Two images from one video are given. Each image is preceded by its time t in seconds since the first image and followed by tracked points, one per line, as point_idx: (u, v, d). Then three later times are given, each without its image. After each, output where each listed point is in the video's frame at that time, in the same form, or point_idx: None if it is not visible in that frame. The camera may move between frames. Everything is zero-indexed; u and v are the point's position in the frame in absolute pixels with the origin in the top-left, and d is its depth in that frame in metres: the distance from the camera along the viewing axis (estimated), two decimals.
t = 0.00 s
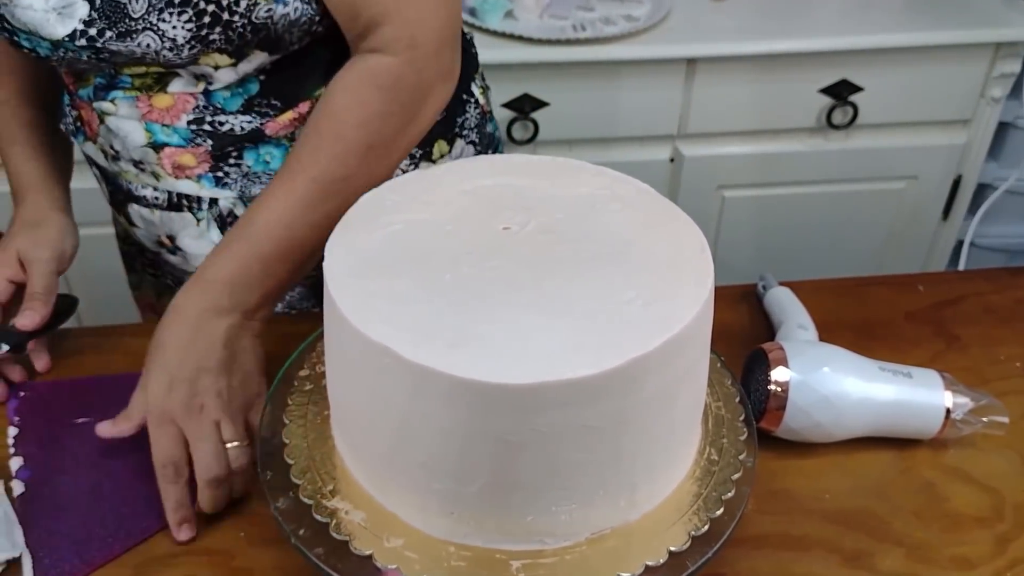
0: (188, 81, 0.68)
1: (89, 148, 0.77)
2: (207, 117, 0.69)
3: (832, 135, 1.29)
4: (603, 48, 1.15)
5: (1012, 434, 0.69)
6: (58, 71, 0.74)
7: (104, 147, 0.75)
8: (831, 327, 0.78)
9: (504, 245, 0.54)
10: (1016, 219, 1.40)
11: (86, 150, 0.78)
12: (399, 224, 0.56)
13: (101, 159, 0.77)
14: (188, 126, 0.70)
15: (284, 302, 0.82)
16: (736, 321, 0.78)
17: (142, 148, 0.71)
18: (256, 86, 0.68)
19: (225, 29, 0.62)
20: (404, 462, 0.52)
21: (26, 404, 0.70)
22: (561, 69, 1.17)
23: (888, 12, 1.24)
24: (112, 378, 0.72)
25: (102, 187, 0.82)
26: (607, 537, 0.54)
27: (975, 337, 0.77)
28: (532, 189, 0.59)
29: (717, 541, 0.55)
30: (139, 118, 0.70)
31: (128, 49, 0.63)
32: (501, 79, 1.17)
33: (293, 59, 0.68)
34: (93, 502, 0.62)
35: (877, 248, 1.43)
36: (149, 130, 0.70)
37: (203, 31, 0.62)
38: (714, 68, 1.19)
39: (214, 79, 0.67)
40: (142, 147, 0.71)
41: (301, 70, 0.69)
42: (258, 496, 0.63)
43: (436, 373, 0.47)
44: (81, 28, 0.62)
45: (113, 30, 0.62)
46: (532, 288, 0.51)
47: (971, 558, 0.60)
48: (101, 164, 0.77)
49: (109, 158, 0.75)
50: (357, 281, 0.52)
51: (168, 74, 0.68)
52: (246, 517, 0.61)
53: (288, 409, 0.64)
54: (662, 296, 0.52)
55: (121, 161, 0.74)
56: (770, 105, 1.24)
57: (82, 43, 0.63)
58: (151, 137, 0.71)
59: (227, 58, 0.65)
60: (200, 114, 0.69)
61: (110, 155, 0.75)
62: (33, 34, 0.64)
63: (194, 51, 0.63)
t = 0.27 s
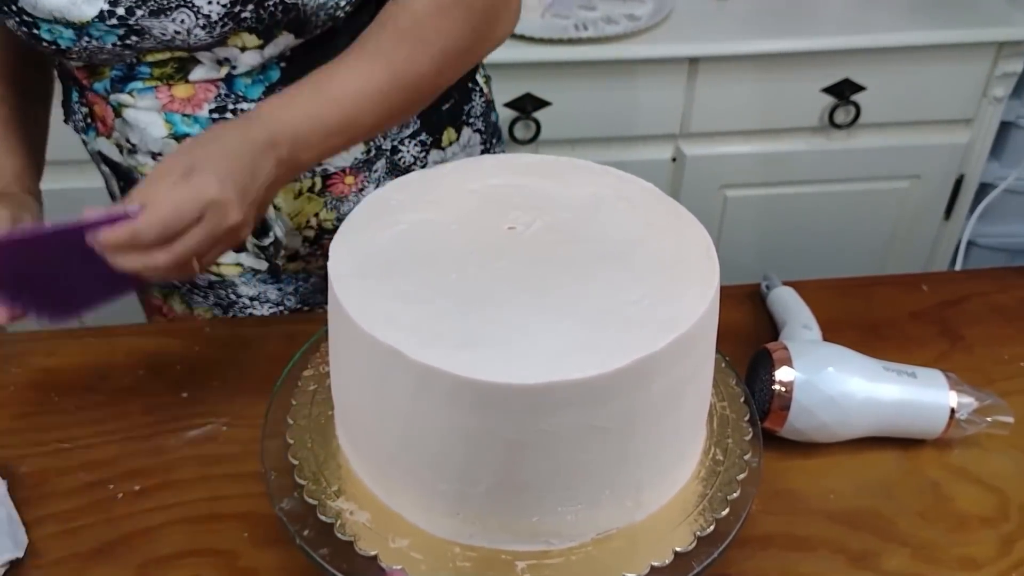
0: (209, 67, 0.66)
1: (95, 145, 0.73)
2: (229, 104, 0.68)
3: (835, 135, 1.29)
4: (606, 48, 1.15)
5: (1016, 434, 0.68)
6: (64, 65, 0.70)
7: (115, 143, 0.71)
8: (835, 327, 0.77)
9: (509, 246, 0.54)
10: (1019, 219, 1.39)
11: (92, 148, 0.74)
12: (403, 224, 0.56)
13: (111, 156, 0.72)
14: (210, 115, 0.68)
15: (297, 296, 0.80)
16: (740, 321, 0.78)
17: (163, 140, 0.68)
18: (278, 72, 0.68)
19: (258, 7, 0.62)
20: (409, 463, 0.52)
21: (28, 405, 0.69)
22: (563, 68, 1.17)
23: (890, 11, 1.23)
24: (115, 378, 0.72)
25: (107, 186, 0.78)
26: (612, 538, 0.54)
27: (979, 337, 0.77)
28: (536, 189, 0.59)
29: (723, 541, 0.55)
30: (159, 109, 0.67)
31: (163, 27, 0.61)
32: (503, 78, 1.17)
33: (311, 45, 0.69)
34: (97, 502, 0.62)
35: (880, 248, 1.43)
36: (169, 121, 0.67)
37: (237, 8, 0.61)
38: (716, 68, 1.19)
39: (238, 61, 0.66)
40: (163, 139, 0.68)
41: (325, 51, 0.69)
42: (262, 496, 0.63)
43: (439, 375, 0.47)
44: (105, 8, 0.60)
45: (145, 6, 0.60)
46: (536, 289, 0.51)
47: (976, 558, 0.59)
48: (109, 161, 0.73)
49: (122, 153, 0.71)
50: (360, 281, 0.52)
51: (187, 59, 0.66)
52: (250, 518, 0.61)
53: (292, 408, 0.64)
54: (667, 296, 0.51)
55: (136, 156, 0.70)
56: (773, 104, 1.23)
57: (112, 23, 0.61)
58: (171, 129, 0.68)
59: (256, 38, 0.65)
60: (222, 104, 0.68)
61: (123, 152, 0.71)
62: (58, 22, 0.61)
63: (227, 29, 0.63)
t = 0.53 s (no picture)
0: (316, 31, 0.67)
1: (165, 132, 0.71)
2: (331, 75, 0.69)
3: (837, 135, 1.29)
4: (609, 48, 1.15)
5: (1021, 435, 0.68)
6: (133, 48, 0.68)
7: (194, 124, 0.70)
8: (839, 328, 0.77)
9: (514, 249, 0.54)
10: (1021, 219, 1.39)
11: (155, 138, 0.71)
12: (408, 226, 0.56)
13: (184, 141, 0.70)
14: (310, 87, 0.68)
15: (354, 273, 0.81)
16: (744, 322, 0.77)
17: (257, 115, 0.69)
18: (374, 44, 0.69)
19: None
20: (414, 466, 0.51)
21: (31, 407, 0.69)
22: (566, 69, 1.17)
23: (893, 11, 1.23)
24: (119, 379, 0.72)
25: (159, 182, 0.74)
26: (618, 541, 0.54)
27: (984, 338, 0.76)
28: (540, 190, 0.59)
29: (729, 544, 0.55)
30: (257, 84, 0.68)
31: None
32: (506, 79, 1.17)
33: (404, 18, 0.70)
34: (101, 505, 0.62)
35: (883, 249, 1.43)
36: (262, 95, 0.68)
37: None
38: (718, 69, 1.19)
39: (347, 21, 0.67)
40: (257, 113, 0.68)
41: (412, 21, 0.71)
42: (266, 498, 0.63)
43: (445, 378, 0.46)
44: None
45: None
46: (542, 292, 0.51)
47: (982, 560, 0.59)
48: (181, 148, 0.71)
49: (201, 134, 0.70)
50: (364, 284, 0.52)
51: (296, 25, 0.66)
52: (254, 520, 0.61)
53: (297, 411, 0.64)
54: (674, 298, 0.51)
55: (220, 134, 0.69)
56: (775, 104, 1.23)
57: None
58: (262, 103, 0.68)
59: None
60: (324, 74, 0.68)
61: (202, 132, 0.70)
62: None
63: None
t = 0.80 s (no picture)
0: (425, 18, 0.67)
1: (254, 113, 0.69)
2: (435, 60, 0.68)
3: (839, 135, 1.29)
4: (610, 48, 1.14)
5: None
6: (227, 26, 0.66)
7: (288, 105, 0.68)
8: (841, 328, 0.77)
9: (514, 251, 0.54)
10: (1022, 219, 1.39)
11: (245, 120, 0.69)
12: (408, 228, 0.55)
13: (276, 124, 0.69)
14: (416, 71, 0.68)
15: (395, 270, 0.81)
16: (745, 323, 0.77)
17: (356, 99, 0.68)
18: (472, 32, 0.70)
19: None
20: (416, 468, 0.51)
21: (31, 408, 0.69)
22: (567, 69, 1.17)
23: (894, 11, 1.23)
24: (119, 380, 0.71)
25: (237, 167, 0.73)
26: (620, 544, 0.53)
27: (986, 339, 0.76)
28: (541, 191, 0.59)
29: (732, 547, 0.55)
30: (368, 67, 0.67)
31: None
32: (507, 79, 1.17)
33: (494, 10, 0.71)
34: (102, 507, 0.62)
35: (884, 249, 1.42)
36: (362, 79, 0.68)
37: None
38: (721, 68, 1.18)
39: (458, 11, 0.68)
40: (359, 97, 0.68)
41: (503, 15, 0.72)
42: (267, 500, 0.62)
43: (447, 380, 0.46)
44: None
45: None
46: (544, 294, 0.51)
47: (985, 562, 0.59)
48: (267, 131, 0.69)
49: (295, 116, 0.69)
50: (364, 285, 0.51)
51: (409, 11, 0.66)
52: (255, 522, 0.61)
53: (297, 413, 0.64)
54: (677, 300, 0.51)
55: (318, 115, 0.68)
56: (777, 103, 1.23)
57: None
58: (364, 87, 0.68)
59: None
60: (430, 58, 0.68)
61: (296, 114, 0.69)
62: None
63: None
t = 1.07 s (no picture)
0: (459, 23, 0.67)
1: (284, 111, 0.69)
2: (467, 64, 0.69)
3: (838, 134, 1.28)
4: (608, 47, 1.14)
5: None
6: (262, 22, 0.66)
7: (319, 104, 0.69)
8: (841, 328, 0.77)
9: (512, 252, 0.53)
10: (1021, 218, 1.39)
11: (275, 117, 0.70)
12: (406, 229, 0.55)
13: (305, 122, 0.69)
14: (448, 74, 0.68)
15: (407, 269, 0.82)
16: (745, 323, 0.77)
17: (387, 100, 0.68)
18: (504, 37, 0.70)
19: None
20: (413, 469, 0.51)
21: (29, 408, 0.69)
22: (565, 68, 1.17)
23: (894, 10, 1.23)
24: (117, 380, 0.71)
25: (264, 164, 0.73)
26: (618, 545, 0.53)
27: (986, 339, 0.76)
28: (539, 191, 0.59)
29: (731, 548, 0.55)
30: (399, 69, 0.67)
31: None
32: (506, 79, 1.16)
33: (528, 15, 0.71)
34: (99, 508, 0.62)
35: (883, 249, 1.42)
36: (393, 82, 0.68)
37: None
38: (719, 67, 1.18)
39: (492, 17, 0.68)
40: (389, 99, 0.68)
41: (536, 21, 0.72)
42: (265, 501, 0.62)
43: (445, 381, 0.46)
44: None
45: None
46: (542, 294, 0.51)
47: (985, 562, 0.59)
48: (296, 129, 0.69)
49: (325, 114, 0.69)
50: (360, 285, 0.51)
51: (443, 15, 0.67)
52: (253, 522, 0.61)
53: (295, 413, 0.64)
54: (675, 300, 0.51)
55: (348, 116, 0.69)
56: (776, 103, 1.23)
57: None
58: (395, 89, 0.68)
59: None
60: (461, 62, 0.68)
61: (326, 113, 0.69)
62: None
63: None
